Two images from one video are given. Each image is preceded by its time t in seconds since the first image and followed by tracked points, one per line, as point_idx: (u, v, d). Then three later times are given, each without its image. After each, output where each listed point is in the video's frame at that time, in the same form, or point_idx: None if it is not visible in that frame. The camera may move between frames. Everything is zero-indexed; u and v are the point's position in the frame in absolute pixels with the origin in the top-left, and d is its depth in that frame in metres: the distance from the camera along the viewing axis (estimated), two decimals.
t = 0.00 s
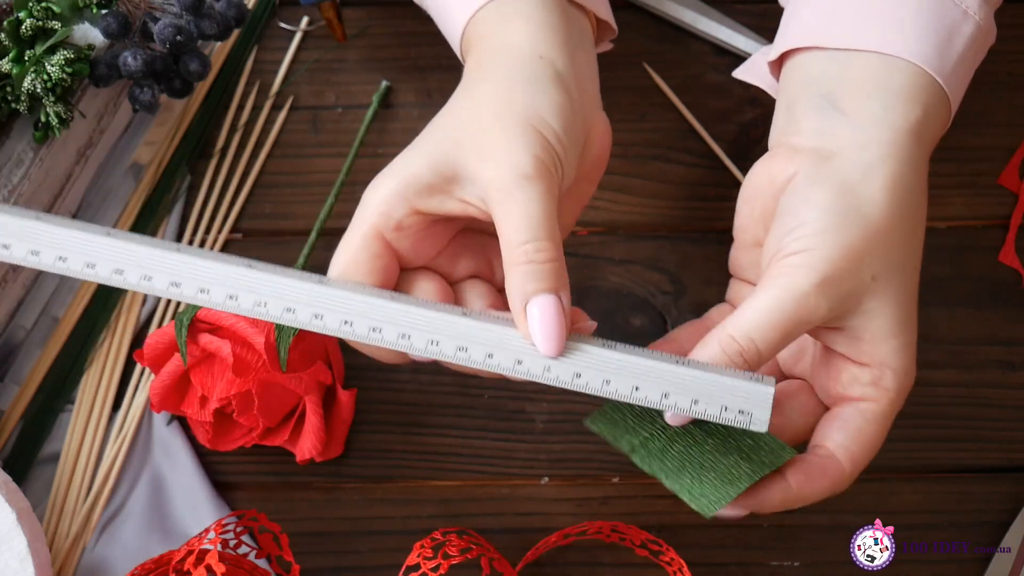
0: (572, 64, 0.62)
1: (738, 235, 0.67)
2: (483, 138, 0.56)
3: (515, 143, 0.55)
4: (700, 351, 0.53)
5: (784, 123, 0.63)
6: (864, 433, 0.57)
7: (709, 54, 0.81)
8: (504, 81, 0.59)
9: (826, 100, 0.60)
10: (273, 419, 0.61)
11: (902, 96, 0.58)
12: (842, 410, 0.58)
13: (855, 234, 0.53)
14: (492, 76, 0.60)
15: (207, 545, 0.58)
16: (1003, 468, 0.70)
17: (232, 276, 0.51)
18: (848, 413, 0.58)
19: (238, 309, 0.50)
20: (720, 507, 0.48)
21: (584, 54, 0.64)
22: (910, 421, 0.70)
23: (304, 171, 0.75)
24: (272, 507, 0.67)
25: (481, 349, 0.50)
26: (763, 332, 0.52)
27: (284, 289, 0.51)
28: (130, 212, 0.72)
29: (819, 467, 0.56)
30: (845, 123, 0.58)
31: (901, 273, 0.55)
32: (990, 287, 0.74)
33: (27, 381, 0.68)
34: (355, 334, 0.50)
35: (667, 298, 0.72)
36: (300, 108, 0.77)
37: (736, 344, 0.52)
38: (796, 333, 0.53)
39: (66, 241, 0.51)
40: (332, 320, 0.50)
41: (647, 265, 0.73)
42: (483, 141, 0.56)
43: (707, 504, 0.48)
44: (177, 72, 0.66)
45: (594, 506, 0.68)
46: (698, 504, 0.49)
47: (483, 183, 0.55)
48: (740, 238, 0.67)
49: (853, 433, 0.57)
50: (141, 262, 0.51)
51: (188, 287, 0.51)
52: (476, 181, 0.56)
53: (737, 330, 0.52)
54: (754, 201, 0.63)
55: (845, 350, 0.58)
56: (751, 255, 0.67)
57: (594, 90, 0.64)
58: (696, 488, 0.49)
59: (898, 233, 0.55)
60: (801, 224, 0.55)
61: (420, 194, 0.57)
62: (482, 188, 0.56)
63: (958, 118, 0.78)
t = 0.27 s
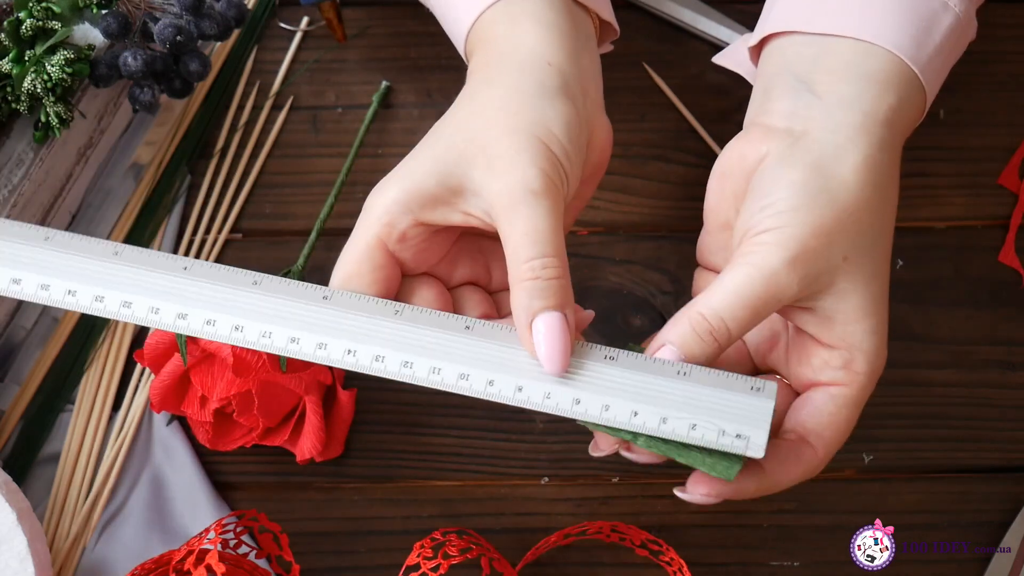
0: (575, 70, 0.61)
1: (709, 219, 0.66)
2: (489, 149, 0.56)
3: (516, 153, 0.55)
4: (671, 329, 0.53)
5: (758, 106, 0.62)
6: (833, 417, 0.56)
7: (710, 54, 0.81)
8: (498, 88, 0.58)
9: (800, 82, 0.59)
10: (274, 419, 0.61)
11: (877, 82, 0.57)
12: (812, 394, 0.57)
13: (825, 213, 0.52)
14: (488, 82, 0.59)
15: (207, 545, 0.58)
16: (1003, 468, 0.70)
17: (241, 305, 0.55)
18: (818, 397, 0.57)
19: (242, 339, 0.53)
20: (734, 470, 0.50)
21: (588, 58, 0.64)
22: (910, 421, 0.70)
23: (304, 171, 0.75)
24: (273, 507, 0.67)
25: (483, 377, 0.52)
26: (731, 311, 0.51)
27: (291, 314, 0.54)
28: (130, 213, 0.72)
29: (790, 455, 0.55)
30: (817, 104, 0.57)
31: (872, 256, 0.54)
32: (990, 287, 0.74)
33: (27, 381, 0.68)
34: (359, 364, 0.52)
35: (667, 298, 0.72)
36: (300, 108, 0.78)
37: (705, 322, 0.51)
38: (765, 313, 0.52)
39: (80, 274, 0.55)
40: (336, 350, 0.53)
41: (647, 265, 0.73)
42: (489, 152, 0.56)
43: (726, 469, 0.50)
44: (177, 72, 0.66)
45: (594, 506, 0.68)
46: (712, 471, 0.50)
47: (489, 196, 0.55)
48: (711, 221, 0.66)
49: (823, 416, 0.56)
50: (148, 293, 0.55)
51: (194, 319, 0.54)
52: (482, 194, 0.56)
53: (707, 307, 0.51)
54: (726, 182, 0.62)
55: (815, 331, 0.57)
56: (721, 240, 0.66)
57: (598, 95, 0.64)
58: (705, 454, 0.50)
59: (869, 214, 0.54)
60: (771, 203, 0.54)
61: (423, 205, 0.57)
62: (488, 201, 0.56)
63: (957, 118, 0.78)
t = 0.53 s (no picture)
0: (576, 68, 0.62)
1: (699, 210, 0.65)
2: (488, 150, 0.56)
3: (515, 154, 0.55)
4: (652, 305, 0.52)
5: (752, 99, 0.62)
6: (818, 407, 0.56)
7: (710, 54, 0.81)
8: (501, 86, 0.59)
9: (795, 76, 0.59)
10: (274, 419, 0.61)
11: (873, 76, 0.57)
12: (797, 382, 0.57)
13: (816, 201, 0.53)
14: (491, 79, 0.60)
15: (207, 545, 0.58)
16: (1003, 468, 0.70)
17: (231, 288, 0.55)
18: (803, 387, 0.56)
19: (230, 321, 0.54)
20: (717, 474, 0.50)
21: (589, 59, 0.64)
22: (910, 421, 0.70)
23: (304, 171, 0.75)
24: (273, 507, 0.67)
25: (466, 376, 0.52)
26: (717, 293, 0.51)
27: (278, 301, 0.55)
28: (129, 212, 0.72)
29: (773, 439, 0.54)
30: (812, 96, 0.57)
31: (862, 249, 0.54)
32: (990, 287, 0.74)
33: (27, 381, 0.68)
34: (344, 353, 0.53)
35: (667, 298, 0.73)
36: (300, 108, 0.77)
37: (691, 302, 0.51)
38: (754, 296, 0.52)
39: (74, 246, 0.56)
40: (321, 338, 0.53)
41: (647, 265, 0.74)
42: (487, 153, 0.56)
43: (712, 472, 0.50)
44: (177, 72, 0.66)
45: (594, 506, 0.68)
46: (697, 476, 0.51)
47: (483, 197, 0.55)
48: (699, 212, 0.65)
49: (807, 404, 0.56)
50: (140, 269, 0.55)
51: (183, 297, 0.54)
52: (476, 194, 0.56)
53: (695, 289, 0.51)
54: (715, 171, 0.62)
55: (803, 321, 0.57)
56: (709, 232, 0.65)
57: (597, 96, 0.64)
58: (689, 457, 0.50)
59: (859, 207, 0.54)
60: (763, 190, 0.54)
61: (417, 200, 0.57)
62: (481, 202, 0.56)
63: (957, 118, 0.78)
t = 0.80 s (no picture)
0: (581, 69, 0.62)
1: (665, 181, 0.64)
2: (488, 151, 0.56)
3: (508, 145, 0.55)
4: (679, 296, 0.49)
5: (714, 73, 0.62)
6: (812, 378, 0.56)
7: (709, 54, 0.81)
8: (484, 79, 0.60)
9: (762, 48, 0.59)
10: (274, 419, 0.61)
11: (840, 49, 0.58)
12: (788, 355, 0.58)
13: (820, 175, 0.52)
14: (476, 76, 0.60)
15: (207, 545, 0.58)
16: (1003, 468, 0.70)
17: (233, 285, 0.55)
18: (798, 359, 0.57)
19: (232, 317, 0.54)
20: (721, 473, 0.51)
21: (591, 59, 0.64)
22: (910, 421, 0.70)
23: (304, 171, 0.75)
24: (273, 507, 0.67)
25: (466, 374, 0.52)
26: (749, 280, 0.48)
27: (280, 299, 0.55)
28: (129, 213, 0.72)
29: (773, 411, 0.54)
30: (785, 70, 0.57)
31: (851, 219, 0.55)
32: (990, 287, 0.74)
33: (27, 381, 0.68)
34: (345, 351, 0.53)
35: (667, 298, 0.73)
36: (300, 108, 0.77)
37: (732, 297, 0.48)
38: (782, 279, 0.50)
39: (78, 242, 0.56)
40: (322, 335, 0.53)
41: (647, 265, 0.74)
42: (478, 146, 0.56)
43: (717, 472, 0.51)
44: (177, 72, 0.66)
45: (594, 506, 0.68)
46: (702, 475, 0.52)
47: (483, 194, 0.55)
48: (668, 190, 0.64)
49: (801, 375, 0.56)
50: (144, 266, 0.56)
51: (185, 294, 0.54)
52: (475, 192, 0.56)
53: (729, 285, 0.48)
54: (688, 149, 0.61)
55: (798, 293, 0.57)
56: (679, 206, 0.64)
57: (599, 97, 0.64)
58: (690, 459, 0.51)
59: (850, 177, 0.54)
60: (758, 170, 0.53)
61: (414, 199, 0.57)
62: (481, 201, 0.56)
63: (956, 118, 0.78)
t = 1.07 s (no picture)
0: (578, 70, 0.62)
1: (670, 189, 0.64)
2: (488, 155, 0.56)
3: (510, 151, 0.55)
4: (689, 323, 0.49)
5: (717, 77, 0.62)
6: (825, 380, 0.56)
7: (709, 54, 0.81)
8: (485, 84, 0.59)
9: (765, 52, 0.59)
10: (274, 419, 0.61)
11: (842, 51, 0.58)
12: (800, 358, 0.57)
13: (820, 180, 0.52)
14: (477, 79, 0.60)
15: (207, 545, 0.58)
16: (1003, 468, 0.70)
17: (239, 301, 0.55)
18: (811, 361, 0.56)
19: (240, 334, 0.54)
20: (734, 474, 0.51)
21: (589, 58, 0.64)
22: (910, 421, 0.70)
23: (304, 171, 0.75)
24: (273, 507, 0.67)
25: (474, 382, 0.52)
26: (745, 293, 0.49)
27: (286, 313, 0.55)
28: (129, 213, 0.72)
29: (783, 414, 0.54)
30: (787, 74, 0.57)
31: (858, 223, 0.55)
32: (990, 287, 0.74)
33: (27, 381, 0.68)
34: (352, 363, 0.53)
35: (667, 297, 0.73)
36: (300, 108, 0.77)
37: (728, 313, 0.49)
38: (780, 288, 0.50)
39: (82, 264, 0.56)
40: (330, 348, 0.53)
41: (647, 265, 0.74)
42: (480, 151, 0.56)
43: (731, 475, 0.51)
44: (177, 72, 0.66)
45: (594, 506, 0.68)
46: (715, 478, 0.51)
47: (484, 200, 0.55)
48: (673, 195, 0.64)
49: (812, 379, 0.55)
50: (148, 285, 0.55)
51: (192, 312, 0.54)
52: (478, 200, 0.56)
53: (725, 296, 0.49)
54: (690, 155, 0.61)
55: (807, 299, 0.57)
56: (684, 213, 0.64)
57: (598, 96, 0.64)
58: (703, 462, 0.51)
59: (855, 181, 0.54)
60: (758, 177, 0.53)
61: (417, 208, 0.57)
62: (482, 207, 0.56)
63: (957, 118, 0.78)
